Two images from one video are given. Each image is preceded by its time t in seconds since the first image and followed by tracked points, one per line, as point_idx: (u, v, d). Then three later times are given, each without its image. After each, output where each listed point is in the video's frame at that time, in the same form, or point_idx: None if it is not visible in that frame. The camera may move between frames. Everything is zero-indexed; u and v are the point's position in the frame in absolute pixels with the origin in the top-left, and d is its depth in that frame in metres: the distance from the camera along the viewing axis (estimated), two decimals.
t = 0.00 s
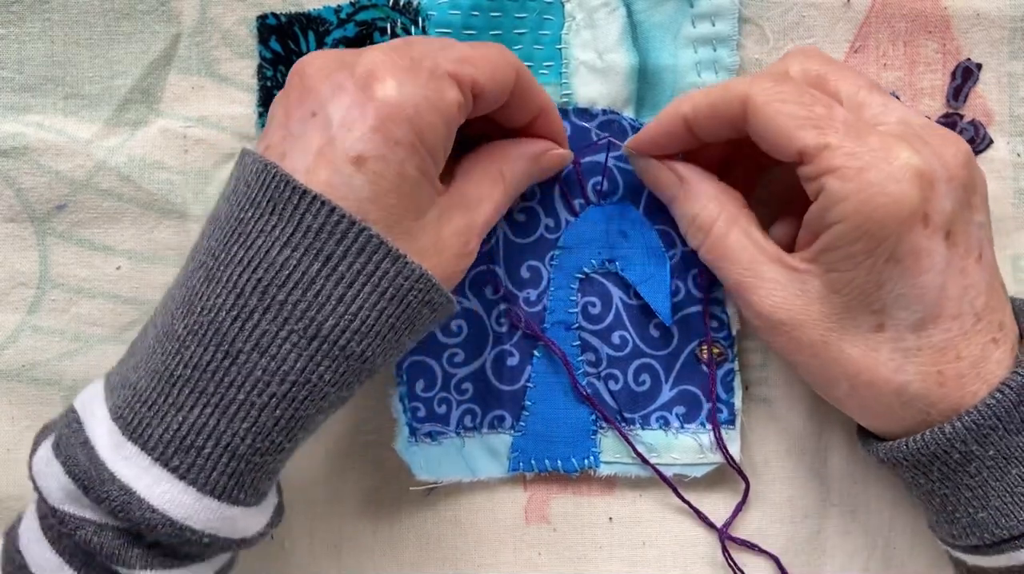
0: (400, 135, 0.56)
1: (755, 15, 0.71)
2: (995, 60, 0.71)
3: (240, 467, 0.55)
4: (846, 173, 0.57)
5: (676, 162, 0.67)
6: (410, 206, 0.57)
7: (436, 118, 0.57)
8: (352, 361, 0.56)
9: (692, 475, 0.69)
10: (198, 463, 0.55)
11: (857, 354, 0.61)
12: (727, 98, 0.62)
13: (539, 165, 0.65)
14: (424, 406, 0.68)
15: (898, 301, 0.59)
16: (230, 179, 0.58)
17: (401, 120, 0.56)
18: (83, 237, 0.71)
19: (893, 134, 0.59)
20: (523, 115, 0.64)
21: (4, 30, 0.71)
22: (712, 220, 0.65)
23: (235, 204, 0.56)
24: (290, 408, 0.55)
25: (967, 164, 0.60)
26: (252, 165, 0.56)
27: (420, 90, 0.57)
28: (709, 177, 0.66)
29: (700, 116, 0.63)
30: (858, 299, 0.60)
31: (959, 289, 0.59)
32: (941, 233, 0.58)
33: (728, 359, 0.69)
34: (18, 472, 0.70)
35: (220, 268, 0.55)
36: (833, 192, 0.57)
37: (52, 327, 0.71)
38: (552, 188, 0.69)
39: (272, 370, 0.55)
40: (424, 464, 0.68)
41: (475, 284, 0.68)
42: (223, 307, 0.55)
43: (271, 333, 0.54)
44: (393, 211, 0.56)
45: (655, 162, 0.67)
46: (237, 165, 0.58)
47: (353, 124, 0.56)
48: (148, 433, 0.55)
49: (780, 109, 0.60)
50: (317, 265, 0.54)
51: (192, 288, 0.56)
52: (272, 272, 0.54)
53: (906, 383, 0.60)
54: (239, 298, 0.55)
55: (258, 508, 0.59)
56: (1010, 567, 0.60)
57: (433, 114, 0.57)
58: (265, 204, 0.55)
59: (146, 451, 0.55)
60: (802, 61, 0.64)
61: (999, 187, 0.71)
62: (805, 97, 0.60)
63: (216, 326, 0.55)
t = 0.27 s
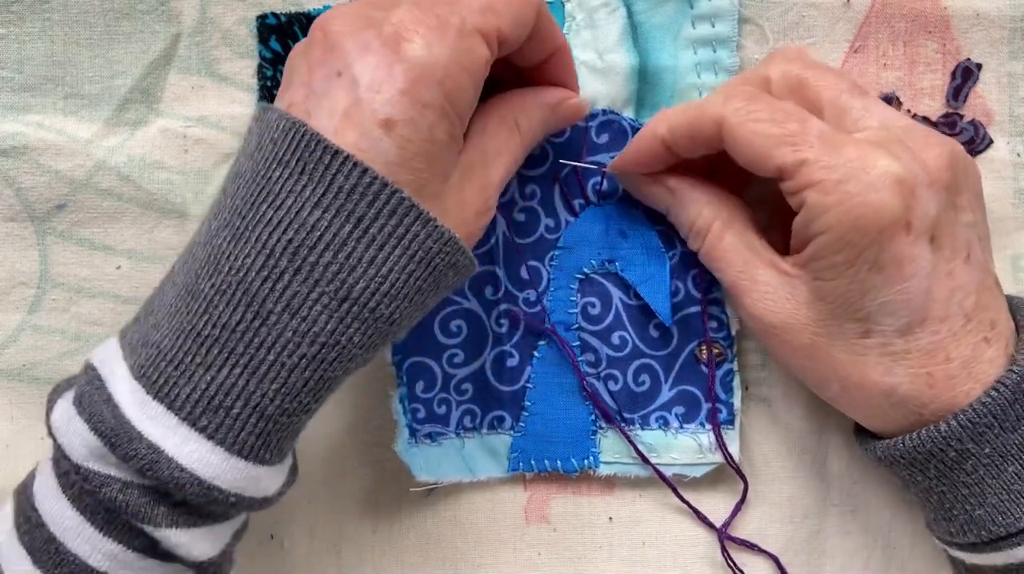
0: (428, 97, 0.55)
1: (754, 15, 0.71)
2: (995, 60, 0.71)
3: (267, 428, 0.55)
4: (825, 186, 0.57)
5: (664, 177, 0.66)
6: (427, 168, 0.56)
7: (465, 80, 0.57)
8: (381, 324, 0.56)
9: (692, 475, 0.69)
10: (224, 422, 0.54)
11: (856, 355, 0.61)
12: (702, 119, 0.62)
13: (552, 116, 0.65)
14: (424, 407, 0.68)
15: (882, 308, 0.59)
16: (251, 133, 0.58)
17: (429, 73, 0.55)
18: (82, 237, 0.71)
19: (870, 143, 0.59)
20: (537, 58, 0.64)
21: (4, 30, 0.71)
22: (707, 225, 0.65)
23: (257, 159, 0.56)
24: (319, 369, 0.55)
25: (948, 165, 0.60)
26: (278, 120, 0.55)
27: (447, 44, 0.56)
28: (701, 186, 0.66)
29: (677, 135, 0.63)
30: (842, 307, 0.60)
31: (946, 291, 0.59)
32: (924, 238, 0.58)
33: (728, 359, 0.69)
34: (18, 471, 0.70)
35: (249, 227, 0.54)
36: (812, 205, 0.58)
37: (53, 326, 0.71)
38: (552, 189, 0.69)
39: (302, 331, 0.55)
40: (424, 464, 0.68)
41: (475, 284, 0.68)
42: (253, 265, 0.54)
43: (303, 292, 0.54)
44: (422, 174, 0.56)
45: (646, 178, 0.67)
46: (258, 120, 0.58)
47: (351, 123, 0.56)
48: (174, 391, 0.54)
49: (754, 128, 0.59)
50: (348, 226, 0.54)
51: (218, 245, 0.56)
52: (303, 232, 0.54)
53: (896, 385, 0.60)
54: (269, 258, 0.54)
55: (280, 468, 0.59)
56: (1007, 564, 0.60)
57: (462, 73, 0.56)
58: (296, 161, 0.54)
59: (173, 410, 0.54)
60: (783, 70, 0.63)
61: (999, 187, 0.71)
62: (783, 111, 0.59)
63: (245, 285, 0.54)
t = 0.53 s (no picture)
0: (417, 143, 0.55)
1: (755, 15, 0.71)
2: (995, 60, 0.71)
3: (231, 483, 0.56)
4: (831, 169, 0.58)
5: (667, 163, 0.66)
6: (427, 218, 0.57)
7: (456, 126, 0.56)
8: (352, 380, 0.55)
9: (691, 475, 0.69)
10: (188, 476, 0.55)
11: (856, 354, 0.61)
12: (718, 98, 0.62)
13: (572, 185, 0.64)
14: (424, 406, 0.68)
15: (884, 298, 0.59)
16: (243, 184, 0.58)
17: (420, 129, 0.55)
18: (83, 237, 0.71)
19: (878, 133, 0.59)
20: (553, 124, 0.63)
21: (4, 30, 0.71)
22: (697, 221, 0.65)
23: (245, 212, 0.56)
24: (285, 425, 0.55)
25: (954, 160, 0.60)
26: (270, 172, 0.55)
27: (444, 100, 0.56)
28: (699, 178, 0.66)
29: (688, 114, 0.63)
30: (846, 295, 0.60)
31: (947, 285, 0.60)
32: (928, 230, 0.59)
33: (728, 358, 0.69)
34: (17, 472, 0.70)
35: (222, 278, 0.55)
36: (818, 188, 0.58)
37: (52, 327, 0.70)
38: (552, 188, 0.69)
39: (268, 386, 0.54)
40: (424, 464, 0.68)
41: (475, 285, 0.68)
42: (223, 320, 0.55)
43: (266, 349, 0.54)
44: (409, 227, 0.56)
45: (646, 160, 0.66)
46: (252, 171, 0.57)
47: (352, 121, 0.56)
48: (140, 443, 0.55)
49: (765, 112, 0.60)
50: (320, 277, 0.54)
51: (192, 297, 0.56)
52: (275, 283, 0.54)
53: (892, 381, 0.60)
54: (238, 310, 0.55)
55: (251, 522, 0.59)
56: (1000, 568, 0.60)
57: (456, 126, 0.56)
58: (275, 212, 0.54)
59: (139, 463, 0.55)
60: (792, 61, 0.64)
61: (1000, 187, 0.71)
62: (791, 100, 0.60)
63: (212, 337, 0.55)
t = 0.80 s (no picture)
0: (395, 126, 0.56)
1: (755, 15, 0.71)
2: (995, 60, 0.71)
3: (256, 462, 0.56)
4: (816, 196, 0.58)
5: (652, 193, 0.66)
6: (416, 189, 0.58)
7: (430, 97, 0.56)
8: (367, 355, 0.55)
9: (691, 475, 0.69)
10: (212, 456, 0.55)
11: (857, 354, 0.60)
12: (687, 137, 0.62)
13: (550, 123, 0.64)
14: (424, 407, 0.68)
15: (879, 315, 0.59)
16: (240, 169, 0.58)
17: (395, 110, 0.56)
18: (83, 237, 0.71)
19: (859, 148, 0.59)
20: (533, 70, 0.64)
21: (4, 30, 0.71)
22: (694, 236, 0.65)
23: (246, 194, 0.55)
24: (305, 403, 0.55)
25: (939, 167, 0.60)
26: (261, 155, 0.55)
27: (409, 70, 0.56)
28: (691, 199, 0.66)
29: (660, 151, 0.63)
30: (838, 315, 0.60)
31: (939, 298, 0.59)
32: (917, 244, 0.58)
33: (728, 358, 0.68)
34: (17, 472, 0.70)
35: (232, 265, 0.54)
36: (804, 213, 0.58)
37: (52, 327, 0.71)
38: (551, 186, 0.69)
39: (287, 366, 0.54)
40: (424, 464, 0.68)
41: (474, 285, 0.68)
42: (240, 303, 0.55)
43: (284, 329, 0.54)
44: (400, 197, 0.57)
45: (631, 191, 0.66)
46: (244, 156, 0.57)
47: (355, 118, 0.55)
48: (164, 428, 0.55)
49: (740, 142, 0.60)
50: (325, 258, 0.54)
51: (206, 282, 0.56)
52: (283, 267, 0.54)
53: (894, 393, 0.60)
54: (252, 293, 0.54)
55: (276, 498, 0.59)
56: (1005, 567, 0.60)
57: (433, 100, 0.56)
58: (275, 194, 0.54)
59: (163, 446, 0.55)
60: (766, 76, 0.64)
61: (1000, 187, 0.71)
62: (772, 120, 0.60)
63: (229, 321, 0.55)
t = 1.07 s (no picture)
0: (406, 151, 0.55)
1: (755, 15, 0.71)
2: (995, 60, 0.71)
3: (242, 473, 0.56)
4: (843, 167, 0.57)
5: (672, 163, 0.65)
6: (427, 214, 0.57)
7: (448, 122, 0.56)
8: (359, 370, 0.55)
9: (691, 463, 0.69)
10: (197, 465, 0.55)
11: (858, 352, 0.60)
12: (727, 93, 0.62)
13: (565, 181, 0.64)
14: (424, 391, 0.68)
15: (898, 296, 0.59)
16: (248, 180, 0.58)
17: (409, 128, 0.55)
18: (83, 237, 0.71)
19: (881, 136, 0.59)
20: (550, 127, 0.63)
21: (4, 30, 0.71)
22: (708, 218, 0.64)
23: (246, 209, 0.56)
24: (294, 415, 0.55)
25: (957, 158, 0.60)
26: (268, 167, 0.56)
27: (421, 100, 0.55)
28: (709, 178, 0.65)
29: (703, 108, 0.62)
30: (861, 294, 0.59)
31: (956, 284, 0.60)
32: (940, 228, 0.58)
33: (729, 347, 0.69)
34: (17, 472, 0.70)
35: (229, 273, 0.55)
36: (831, 186, 0.58)
37: (52, 327, 0.71)
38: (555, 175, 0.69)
39: (277, 377, 0.55)
40: (424, 449, 0.68)
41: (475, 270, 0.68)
42: (232, 314, 0.55)
43: (274, 343, 0.55)
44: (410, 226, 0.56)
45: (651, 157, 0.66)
46: (256, 168, 0.58)
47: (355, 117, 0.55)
48: (152, 434, 0.56)
49: (780, 104, 0.60)
50: (318, 267, 0.54)
51: (201, 290, 0.56)
52: (280, 276, 0.55)
53: (905, 379, 0.60)
54: (245, 303, 0.55)
55: (263, 511, 0.59)
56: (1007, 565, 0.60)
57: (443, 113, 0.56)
58: (273, 204, 0.55)
59: (150, 453, 0.55)
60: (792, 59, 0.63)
61: (1000, 187, 0.71)
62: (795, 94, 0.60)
63: (221, 330, 0.55)
